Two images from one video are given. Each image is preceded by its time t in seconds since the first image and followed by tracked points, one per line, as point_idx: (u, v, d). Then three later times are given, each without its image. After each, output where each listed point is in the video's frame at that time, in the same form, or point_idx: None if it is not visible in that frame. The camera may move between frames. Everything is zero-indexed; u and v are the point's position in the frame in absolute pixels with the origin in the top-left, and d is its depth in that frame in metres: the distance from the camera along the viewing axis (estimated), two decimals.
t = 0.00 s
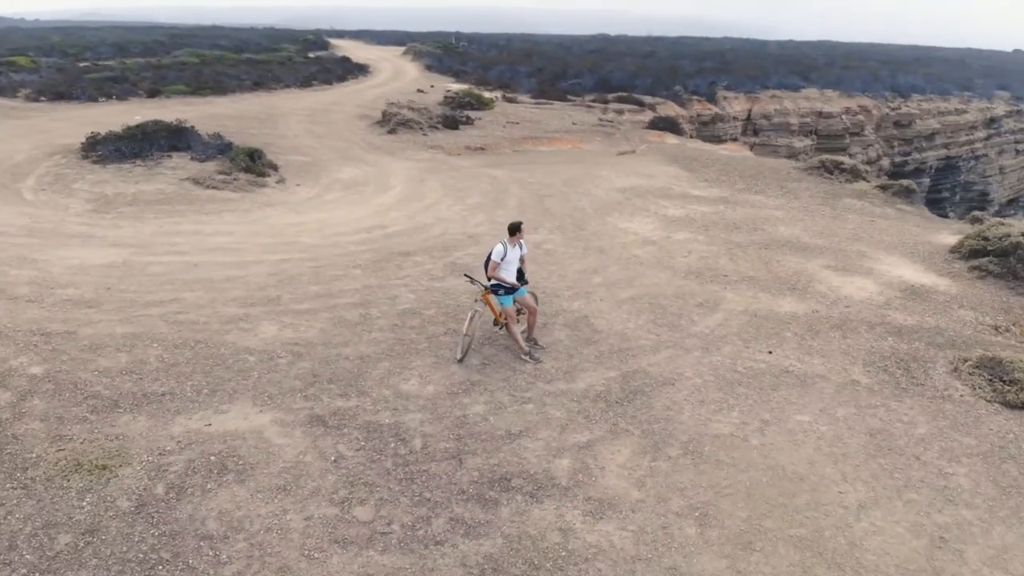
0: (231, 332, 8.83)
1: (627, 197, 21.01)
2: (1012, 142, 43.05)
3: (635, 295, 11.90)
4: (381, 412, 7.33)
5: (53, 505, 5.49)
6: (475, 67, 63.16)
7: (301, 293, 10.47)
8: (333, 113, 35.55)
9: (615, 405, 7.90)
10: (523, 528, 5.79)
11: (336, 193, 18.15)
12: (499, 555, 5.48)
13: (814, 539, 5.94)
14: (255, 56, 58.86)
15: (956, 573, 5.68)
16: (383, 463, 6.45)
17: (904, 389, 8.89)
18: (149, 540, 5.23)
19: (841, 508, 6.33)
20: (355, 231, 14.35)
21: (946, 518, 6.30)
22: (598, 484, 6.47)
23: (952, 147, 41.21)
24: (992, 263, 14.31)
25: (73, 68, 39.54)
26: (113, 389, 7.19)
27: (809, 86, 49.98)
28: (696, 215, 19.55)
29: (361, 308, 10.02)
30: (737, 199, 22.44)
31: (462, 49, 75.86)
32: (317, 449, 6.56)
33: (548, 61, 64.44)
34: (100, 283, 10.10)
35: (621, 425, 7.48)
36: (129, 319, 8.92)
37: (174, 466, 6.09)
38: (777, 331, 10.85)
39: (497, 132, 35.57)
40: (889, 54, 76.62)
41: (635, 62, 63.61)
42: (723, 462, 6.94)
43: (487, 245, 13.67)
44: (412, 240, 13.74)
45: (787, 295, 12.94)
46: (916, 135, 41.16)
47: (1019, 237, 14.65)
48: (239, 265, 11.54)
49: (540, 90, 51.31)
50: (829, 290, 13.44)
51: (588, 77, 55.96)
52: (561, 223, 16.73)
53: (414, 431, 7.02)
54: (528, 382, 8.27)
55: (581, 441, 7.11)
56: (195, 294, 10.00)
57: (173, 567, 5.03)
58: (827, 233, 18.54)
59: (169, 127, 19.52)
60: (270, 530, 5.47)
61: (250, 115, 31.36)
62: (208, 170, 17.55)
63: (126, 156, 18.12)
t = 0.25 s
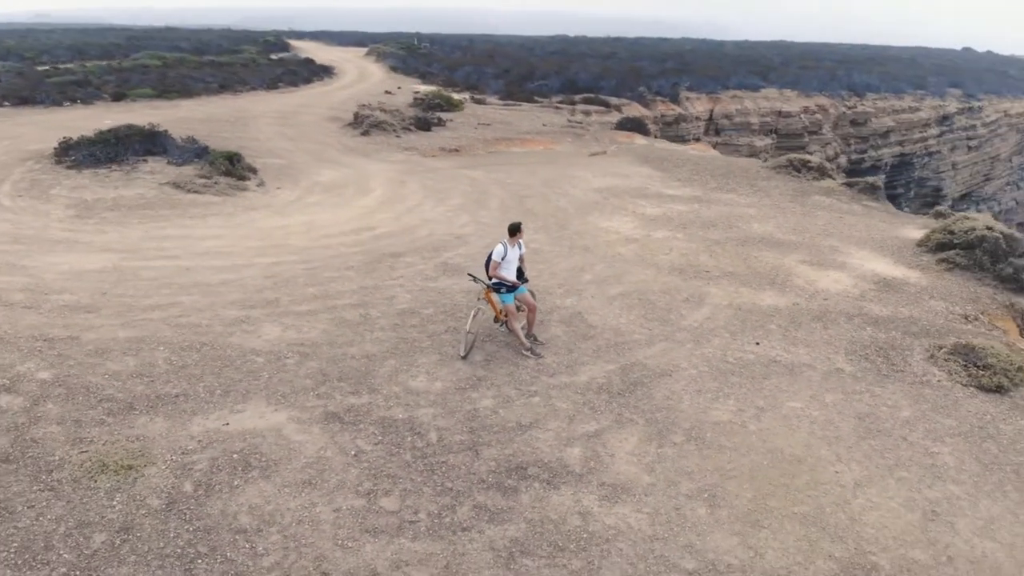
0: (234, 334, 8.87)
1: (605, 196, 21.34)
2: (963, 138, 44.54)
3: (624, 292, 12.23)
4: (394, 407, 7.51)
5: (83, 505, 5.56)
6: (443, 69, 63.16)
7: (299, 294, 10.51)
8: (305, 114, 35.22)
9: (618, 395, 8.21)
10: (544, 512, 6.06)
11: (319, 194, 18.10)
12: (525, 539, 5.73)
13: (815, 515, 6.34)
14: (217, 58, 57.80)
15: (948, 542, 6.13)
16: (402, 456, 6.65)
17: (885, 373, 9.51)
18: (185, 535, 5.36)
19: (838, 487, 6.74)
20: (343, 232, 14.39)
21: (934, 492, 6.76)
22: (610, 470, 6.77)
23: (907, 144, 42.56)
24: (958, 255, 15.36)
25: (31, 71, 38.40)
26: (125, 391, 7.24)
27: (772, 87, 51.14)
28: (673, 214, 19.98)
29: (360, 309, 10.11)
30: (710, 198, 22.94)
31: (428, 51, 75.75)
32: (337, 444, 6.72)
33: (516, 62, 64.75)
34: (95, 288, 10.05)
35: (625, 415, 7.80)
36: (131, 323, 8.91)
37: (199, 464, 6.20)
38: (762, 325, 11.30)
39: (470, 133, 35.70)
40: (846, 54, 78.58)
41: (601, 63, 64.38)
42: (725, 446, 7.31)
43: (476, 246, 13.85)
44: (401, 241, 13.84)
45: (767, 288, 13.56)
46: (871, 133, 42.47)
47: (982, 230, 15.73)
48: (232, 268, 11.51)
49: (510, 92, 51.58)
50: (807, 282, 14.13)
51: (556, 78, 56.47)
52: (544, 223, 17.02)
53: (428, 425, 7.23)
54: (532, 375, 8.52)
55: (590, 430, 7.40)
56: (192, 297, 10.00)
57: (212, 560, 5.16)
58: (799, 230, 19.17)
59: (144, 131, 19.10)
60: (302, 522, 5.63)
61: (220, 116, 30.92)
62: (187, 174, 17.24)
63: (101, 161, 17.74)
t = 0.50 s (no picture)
0: (238, 335, 8.93)
1: (586, 195, 21.61)
2: (921, 136, 45.94)
3: (615, 288, 12.54)
4: (404, 402, 7.69)
5: (111, 502, 5.65)
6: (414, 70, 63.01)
7: (297, 295, 10.55)
8: (278, 114, 34.85)
9: (619, 386, 8.52)
10: (559, 498, 6.32)
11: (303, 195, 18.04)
12: (544, 523, 5.98)
13: (813, 494, 6.72)
14: (183, 60, 56.80)
15: (939, 516, 6.56)
16: (418, 448, 6.85)
17: (868, 361, 10.19)
18: (215, 528, 5.49)
19: (832, 468, 7.13)
20: (333, 233, 14.44)
21: (923, 470, 7.22)
22: (618, 457, 7.06)
23: (867, 142, 43.82)
24: (928, 249, 16.37)
25: None
26: (137, 392, 7.30)
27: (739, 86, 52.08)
28: (653, 212, 20.37)
29: (360, 308, 10.22)
30: (687, 197, 23.33)
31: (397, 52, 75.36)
32: (353, 437, 6.89)
33: (488, 63, 64.94)
34: (92, 292, 10.02)
35: (628, 404, 8.10)
36: (133, 325, 8.91)
37: (220, 460, 6.31)
38: (749, 320, 11.70)
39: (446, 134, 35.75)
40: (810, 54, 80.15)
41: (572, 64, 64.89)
42: (724, 432, 7.66)
43: (466, 245, 14.01)
44: (392, 241, 13.94)
45: (749, 283, 14.11)
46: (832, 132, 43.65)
47: (950, 224, 16.71)
48: (227, 269, 11.51)
49: (483, 92, 51.76)
50: (786, 277, 14.89)
51: (527, 79, 56.79)
52: (529, 222, 17.26)
53: (440, 418, 7.43)
54: (534, 369, 8.76)
55: (595, 420, 7.67)
56: (191, 298, 10.01)
57: (246, 550, 5.31)
58: (775, 227, 19.72)
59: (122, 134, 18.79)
60: (328, 512, 5.80)
61: (193, 117, 30.44)
62: (169, 177, 16.98)
63: (79, 165, 17.41)
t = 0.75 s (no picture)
0: (242, 335, 9.01)
1: (566, 195, 21.91)
2: (882, 134, 47.01)
3: (606, 285, 12.86)
4: (414, 396, 7.91)
5: (138, 498, 5.76)
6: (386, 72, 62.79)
7: (295, 295, 10.63)
8: (253, 115, 34.49)
9: (618, 377, 8.85)
10: (572, 483, 6.62)
11: (288, 196, 18.00)
12: (560, 506, 6.28)
13: (808, 475, 7.13)
14: (149, 63, 55.75)
15: (926, 492, 7.04)
16: (432, 439, 7.08)
17: (850, 350, 10.85)
18: (246, 518, 5.66)
19: (824, 450, 7.56)
20: (323, 234, 14.51)
21: (910, 451, 7.75)
22: (624, 444, 7.38)
23: (830, 141, 44.91)
24: (900, 244, 17.43)
25: None
26: (151, 392, 7.39)
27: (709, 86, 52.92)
28: (633, 210, 20.74)
29: (359, 307, 10.35)
30: (665, 195, 23.75)
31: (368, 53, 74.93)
32: (369, 431, 7.09)
33: (460, 65, 65.02)
34: (90, 295, 10.02)
35: (628, 395, 8.43)
36: (136, 327, 8.95)
37: (241, 455, 6.46)
38: (735, 314, 12.10)
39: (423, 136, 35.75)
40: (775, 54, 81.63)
41: (544, 64, 65.28)
42: (721, 419, 8.04)
43: (456, 245, 14.20)
44: (383, 241, 14.08)
45: (732, 278, 14.57)
46: (796, 132, 44.68)
47: (921, 220, 17.76)
48: (222, 271, 11.54)
49: (456, 94, 51.89)
50: (766, 272, 15.41)
51: (500, 80, 57.03)
52: (515, 221, 17.49)
53: (450, 411, 7.67)
54: (536, 363, 9.03)
55: (599, 410, 7.99)
56: (191, 300, 10.06)
57: (278, 538, 5.50)
58: (751, 225, 20.26)
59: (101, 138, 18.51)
60: (353, 501, 6.01)
61: (166, 118, 29.99)
62: (152, 181, 16.75)
63: (58, 170, 17.10)
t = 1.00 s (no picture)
0: (249, 336, 9.15)
1: (547, 196, 22.27)
2: (840, 134, 48.38)
3: (595, 282, 13.26)
4: (424, 390, 8.19)
5: (171, 492, 5.94)
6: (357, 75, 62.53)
7: (295, 296, 10.78)
8: (226, 119, 34.18)
9: (617, 369, 9.25)
10: (583, 467, 6.98)
11: (273, 199, 18.03)
12: (575, 488, 6.64)
13: (801, 456, 7.61)
14: (114, 67, 54.71)
15: (909, 468, 7.58)
16: (447, 430, 7.39)
17: (830, 340, 11.46)
18: (278, 507, 5.89)
19: (813, 433, 8.06)
20: (314, 236, 14.64)
21: (892, 431, 8.35)
22: (628, 430, 7.78)
23: (791, 142, 46.18)
24: (870, 239, 18.47)
25: None
26: (168, 391, 7.54)
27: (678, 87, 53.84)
28: (613, 210, 21.19)
29: (360, 307, 10.56)
30: (642, 195, 24.26)
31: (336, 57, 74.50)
32: (385, 423, 7.36)
33: (430, 68, 65.06)
34: (90, 299, 10.07)
35: (628, 385, 8.83)
36: (143, 330, 9.05)
37: (266, 448, 6.67)
38: (719, 309, 12.58)
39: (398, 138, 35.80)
40: (739, 56, 83.25)
41: (514, 67, 65.72)
42: (716, 406, 8.49)
43: (446, 246, 14.46)
44: (374, 243, 14.27)
45: (714, 275, 15.09)
46: (758, 133, 45.75)
47: (889, 217, 18.80)
48: (219, 274, 11.64)
49: (429, 97, 51.98)
50: (744, 268, 15.99)
51: (471, 83, 57.28)
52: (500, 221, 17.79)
53: (460, 403, 7.97)
54: (538, 357, 9.38)
55: (602, 400, 8.37)
56: (192, 302, 10.16)
57: (312, 524, 5.75)
58: (727, 224, 20.88)
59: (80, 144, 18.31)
60: (379, 489, 6.28)
61: (138, 122, 29.59)
62: (136, 186, 16.62)
63: (37, 176, 16.88)
